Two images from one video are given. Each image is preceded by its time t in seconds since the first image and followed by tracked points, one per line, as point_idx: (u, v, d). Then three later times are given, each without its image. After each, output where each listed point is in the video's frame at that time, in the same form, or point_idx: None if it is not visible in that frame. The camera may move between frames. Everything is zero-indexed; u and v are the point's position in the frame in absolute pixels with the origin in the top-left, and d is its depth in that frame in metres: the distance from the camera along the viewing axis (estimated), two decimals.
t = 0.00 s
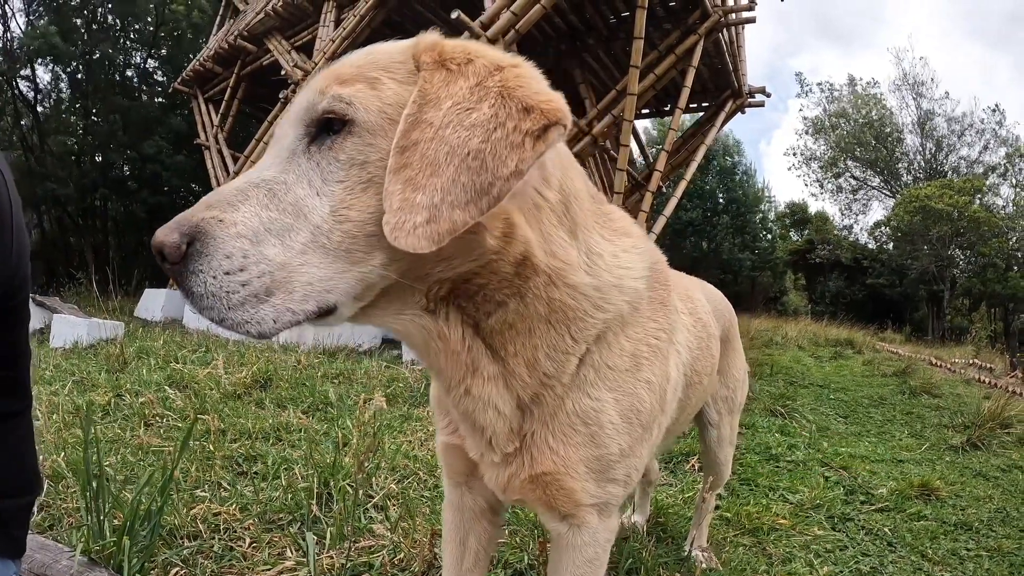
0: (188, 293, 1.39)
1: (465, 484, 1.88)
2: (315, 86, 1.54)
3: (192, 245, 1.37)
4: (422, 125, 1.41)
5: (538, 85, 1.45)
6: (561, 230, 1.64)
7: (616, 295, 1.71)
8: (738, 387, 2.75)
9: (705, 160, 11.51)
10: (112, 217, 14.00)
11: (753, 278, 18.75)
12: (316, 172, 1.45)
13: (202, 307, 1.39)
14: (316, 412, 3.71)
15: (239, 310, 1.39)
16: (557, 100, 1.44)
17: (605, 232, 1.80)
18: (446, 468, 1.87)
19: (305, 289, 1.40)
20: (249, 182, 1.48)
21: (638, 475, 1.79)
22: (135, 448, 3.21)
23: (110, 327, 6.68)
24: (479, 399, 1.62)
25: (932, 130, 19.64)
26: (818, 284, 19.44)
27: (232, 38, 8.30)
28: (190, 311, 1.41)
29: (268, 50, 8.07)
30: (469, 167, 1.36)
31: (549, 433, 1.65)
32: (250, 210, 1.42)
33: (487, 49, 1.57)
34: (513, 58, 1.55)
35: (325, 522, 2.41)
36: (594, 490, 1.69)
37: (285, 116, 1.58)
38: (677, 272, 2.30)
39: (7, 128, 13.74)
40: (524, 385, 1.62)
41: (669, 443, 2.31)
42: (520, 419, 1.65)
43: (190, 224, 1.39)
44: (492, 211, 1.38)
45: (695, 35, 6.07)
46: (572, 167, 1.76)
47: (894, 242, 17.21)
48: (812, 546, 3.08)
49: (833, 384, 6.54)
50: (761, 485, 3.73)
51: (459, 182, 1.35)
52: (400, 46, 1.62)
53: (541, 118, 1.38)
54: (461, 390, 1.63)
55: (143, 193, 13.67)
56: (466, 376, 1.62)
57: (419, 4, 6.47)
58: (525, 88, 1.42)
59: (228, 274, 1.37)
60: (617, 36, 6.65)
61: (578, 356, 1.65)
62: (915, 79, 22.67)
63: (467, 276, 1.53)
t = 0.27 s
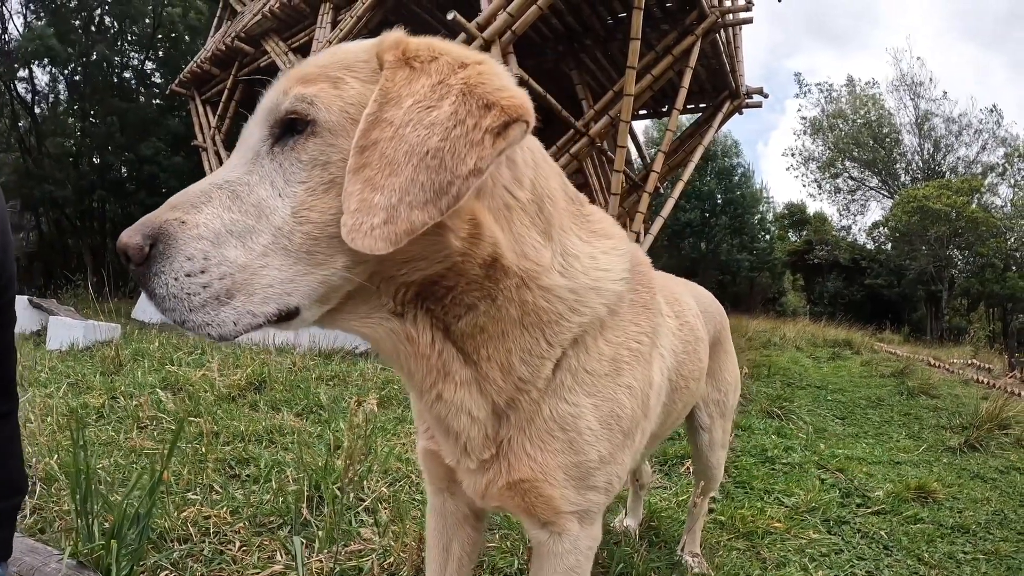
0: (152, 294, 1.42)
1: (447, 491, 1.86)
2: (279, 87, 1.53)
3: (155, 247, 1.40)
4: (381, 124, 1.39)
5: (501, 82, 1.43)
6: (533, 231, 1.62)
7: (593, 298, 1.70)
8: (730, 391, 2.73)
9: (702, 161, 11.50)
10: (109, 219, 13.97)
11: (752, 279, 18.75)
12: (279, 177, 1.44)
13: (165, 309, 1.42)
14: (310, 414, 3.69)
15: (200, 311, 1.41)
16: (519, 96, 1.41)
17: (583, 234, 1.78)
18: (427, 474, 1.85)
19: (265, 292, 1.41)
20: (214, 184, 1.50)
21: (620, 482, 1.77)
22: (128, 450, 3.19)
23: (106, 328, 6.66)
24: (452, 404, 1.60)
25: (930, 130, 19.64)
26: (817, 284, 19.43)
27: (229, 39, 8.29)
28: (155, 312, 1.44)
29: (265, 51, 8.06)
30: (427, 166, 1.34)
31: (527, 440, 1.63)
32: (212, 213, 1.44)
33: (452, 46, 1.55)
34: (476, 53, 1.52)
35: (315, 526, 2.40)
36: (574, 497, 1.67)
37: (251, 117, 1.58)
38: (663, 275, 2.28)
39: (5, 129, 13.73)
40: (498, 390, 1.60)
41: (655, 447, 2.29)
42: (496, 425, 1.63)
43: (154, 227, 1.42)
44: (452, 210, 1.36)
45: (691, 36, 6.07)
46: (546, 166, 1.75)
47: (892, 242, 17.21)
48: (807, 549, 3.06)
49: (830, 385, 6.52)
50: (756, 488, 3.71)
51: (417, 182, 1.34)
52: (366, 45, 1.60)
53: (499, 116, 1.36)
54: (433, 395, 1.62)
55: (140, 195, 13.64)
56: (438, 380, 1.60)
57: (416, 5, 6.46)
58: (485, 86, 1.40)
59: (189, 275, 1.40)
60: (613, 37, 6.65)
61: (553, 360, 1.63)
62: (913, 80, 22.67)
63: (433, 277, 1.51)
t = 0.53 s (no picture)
0: (124, 283, 1.40)
1: (437, 493, 1.84)
2: (256, 72, 1.51)
3: (127, 236, 1.39)
4: (359, 108, 1.37)
5: (481, 65, 1.41)
6: (519, 223, 1.60)
7: (583, 293, 1.68)
8: (727, 391, 2.71)
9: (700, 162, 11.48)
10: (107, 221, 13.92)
11: (750, 280, 18.75)
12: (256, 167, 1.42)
13: (137, 298, 1.41)
14: (306, 416, 3.67)
15: (172, 301, 1.39)
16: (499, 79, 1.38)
17: (573, 228, 1.76)
18: (417, 476, 1.83)
19: (237, 282, 1.39)
20: (189, 172, 1.48)
21: (613, 484, 1.75)
22: (122, 452, 3.16)
23: (102, 330, 6.64)
24: (437, 402, 1.59)
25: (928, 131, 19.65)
26: (816, 285, 19.42)
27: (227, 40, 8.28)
28: (128, 302, 1.43)
29: (264, 52, 8.05)
30: (403, 150, 1.32)
31: (515, 440, 1.60)
32: (185, 199, 1.42)
33: (434, 31, 1.53)
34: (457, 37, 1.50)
35: (308, 528, 2.38)
36: (565, 500, 1.65)
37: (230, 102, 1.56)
38: (658, 273, 2.26)
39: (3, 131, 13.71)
40: (485, 388, 1.58)
41: (651, 448, 2.27)
42: (483, 424, 1.61)
43: (128, 214, 1.41)
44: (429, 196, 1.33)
45: (690, 36, 6.05)
46: (533, 156, 1.72)
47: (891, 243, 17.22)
48: (807, 551, 3.04)
49: (829, 386, 6.50)
50: (755, 489, 3.69)
51: (392, 167, 1.31)
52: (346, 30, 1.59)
53: (478, 101, 1.34)
54: (418, 392, 1.60)
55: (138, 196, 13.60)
56: (422, 377, 1.58)
57: (414, 6, 6.46)
58: (464, 68, 1.38)
59: (161, 264, 1.38)
60: (612, 38, 6.64)
61: (542, 358, 1.61)
62: (912, 80, 22.70)
63: (413, 268, 1.49)
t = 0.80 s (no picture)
0: (123, 280, 1.40)
1: (440, 497, 1.83)
2: (257, 67, 1.52)
3: (126, 233, 1.39)
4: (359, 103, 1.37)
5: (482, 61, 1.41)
6: (523, 221, 1.59)
7: (587, 294, 1.67)
8: (730, 393, 2.70)
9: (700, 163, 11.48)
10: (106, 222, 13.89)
11: (750, 281, 18.76)
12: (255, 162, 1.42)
13: (137, 296, 1.41)
14: (306, 418, 3.66)
15: (171, 298, 1.39)
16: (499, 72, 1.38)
17: (577, 227, 1.75)
18: (420, 479, 1.82)
19: (236, 280, 1.39)
20: (190, 167, 1.48)
21: (618, 487, 1.75)
22: (122, 454, 3.15)
23: (102, 332, 6.63)
24: (440, 404, 1.58)
25: (928, 132, 19.67)
26: (815, 286, 19.43)
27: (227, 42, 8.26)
28: (127, 299, 1.43)
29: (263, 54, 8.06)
30: (405, 146, 1.32)
31: (520, 442, 1.60)
32: (184, 196, 1.42)
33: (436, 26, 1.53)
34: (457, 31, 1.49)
35: (309, 530, 2.37)
36: (570, 502, 1.65)
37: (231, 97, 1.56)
38: (662, 273, 2.26)
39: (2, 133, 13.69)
40: (489, 391, 1.57)
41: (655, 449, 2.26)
42: (487, 427, 1.60)
43: (127, 211, 1.41)
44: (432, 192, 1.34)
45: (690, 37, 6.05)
46: (536, 154, 1.72)
47: (890, 244, 17.23)
48: (809, 552, 3.03)
49: (830, 387, 6.50)
50: (757, 491, 3.68)
51: (395, 163, 1.32)
52: (347, 26, 1.59)
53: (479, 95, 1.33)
54: (421, 394, 1.60)
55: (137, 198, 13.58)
56: (425, 378, 1.58)
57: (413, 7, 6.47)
58: (464, 63, 1.37)
59: (160, 262, 1.38)
60: (612, 39, 6.64)
61: (546, 360, 1.60)
62: (911, 81, 22.71)
63: (416, 265, 1.49)
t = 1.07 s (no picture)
0: (137, 282, 1.41)
1: (448, 496, 1.84)
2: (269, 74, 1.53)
3: (142, 237, 1.40)
4: (373, 111, 1.39)
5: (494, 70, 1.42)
6: (531, 226, 1.61)
7: (593, 297, 1.69)
8: (732, 393, 2.71)
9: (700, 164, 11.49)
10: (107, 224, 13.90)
11: (750, 282, 18.79)
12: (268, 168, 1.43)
13: (150, 298, 1.42)
14: (309, 419, 3.68)
15: (185, 302, 1.40)
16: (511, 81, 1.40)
17: (583, 231, 1.77)
18: (428, 479, 1.83)
19: (250, 283, 1.40)
20: (203, 172, 1.49)
21: (624, 486, 1.76)
22: (125, 455, 3.17)
23: (103, 333, 6.64)
24: (449, 405, 1.60)
25: (927, 132, 19.69)
26: (816, 287, 19.43)
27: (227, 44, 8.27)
28: (140, 302, 1.44)
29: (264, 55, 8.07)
30: (418, 154, 1.34)
31: (528, 443, 1.61)
32: (199, 202, 1.43)
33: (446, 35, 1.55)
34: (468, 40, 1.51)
35: (313, 531, 2.39)
36: (577, 502, 1.66)
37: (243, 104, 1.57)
38: (665, 275, 2.28)
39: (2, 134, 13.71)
40: (497, 392, 1.59)
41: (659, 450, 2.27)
42: (495, 427, 1.61)
43: (142, 215, 1.42)
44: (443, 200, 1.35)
45: (690, 38, 6.07)
46: (544, 161, 1.75)
47: (890, 244, 17.25)
48: (810, 552, 3.04)
49: (830, 388, 6.51)
50: (757, 491, 3.70)
51: (407, 171, 1.34)
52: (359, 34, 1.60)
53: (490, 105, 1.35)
54: (430, 396, 1.61)
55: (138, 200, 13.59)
56: (434, 380, 1.59)
57: (414, 9, 6.49)
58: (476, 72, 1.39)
59: (174, 265, 1.39)
60: (612, 40, 6.66)
61: (554, 362, 1.62)
62: (911, 81, 22.71)
63: (426, 269, 1.50)
